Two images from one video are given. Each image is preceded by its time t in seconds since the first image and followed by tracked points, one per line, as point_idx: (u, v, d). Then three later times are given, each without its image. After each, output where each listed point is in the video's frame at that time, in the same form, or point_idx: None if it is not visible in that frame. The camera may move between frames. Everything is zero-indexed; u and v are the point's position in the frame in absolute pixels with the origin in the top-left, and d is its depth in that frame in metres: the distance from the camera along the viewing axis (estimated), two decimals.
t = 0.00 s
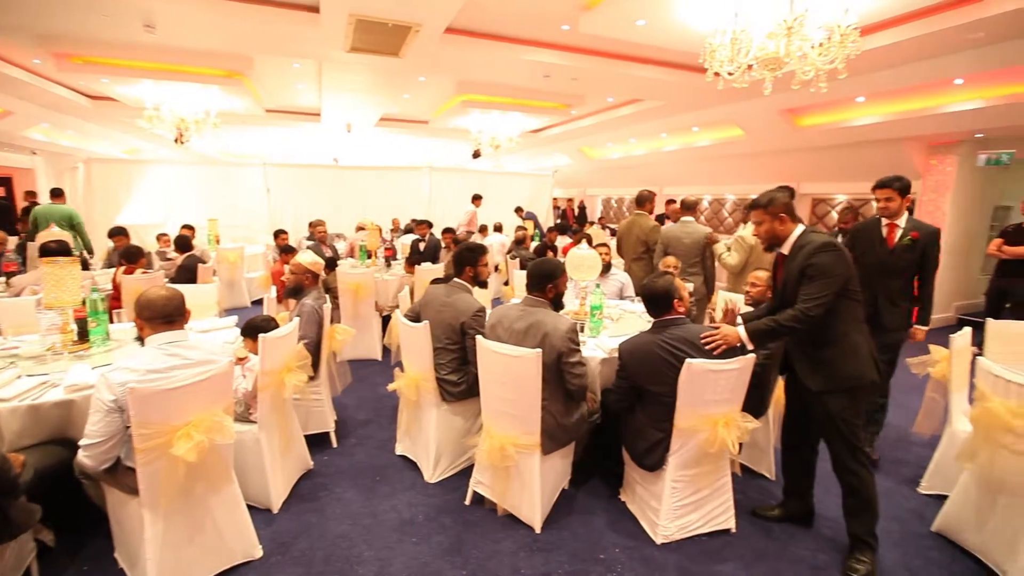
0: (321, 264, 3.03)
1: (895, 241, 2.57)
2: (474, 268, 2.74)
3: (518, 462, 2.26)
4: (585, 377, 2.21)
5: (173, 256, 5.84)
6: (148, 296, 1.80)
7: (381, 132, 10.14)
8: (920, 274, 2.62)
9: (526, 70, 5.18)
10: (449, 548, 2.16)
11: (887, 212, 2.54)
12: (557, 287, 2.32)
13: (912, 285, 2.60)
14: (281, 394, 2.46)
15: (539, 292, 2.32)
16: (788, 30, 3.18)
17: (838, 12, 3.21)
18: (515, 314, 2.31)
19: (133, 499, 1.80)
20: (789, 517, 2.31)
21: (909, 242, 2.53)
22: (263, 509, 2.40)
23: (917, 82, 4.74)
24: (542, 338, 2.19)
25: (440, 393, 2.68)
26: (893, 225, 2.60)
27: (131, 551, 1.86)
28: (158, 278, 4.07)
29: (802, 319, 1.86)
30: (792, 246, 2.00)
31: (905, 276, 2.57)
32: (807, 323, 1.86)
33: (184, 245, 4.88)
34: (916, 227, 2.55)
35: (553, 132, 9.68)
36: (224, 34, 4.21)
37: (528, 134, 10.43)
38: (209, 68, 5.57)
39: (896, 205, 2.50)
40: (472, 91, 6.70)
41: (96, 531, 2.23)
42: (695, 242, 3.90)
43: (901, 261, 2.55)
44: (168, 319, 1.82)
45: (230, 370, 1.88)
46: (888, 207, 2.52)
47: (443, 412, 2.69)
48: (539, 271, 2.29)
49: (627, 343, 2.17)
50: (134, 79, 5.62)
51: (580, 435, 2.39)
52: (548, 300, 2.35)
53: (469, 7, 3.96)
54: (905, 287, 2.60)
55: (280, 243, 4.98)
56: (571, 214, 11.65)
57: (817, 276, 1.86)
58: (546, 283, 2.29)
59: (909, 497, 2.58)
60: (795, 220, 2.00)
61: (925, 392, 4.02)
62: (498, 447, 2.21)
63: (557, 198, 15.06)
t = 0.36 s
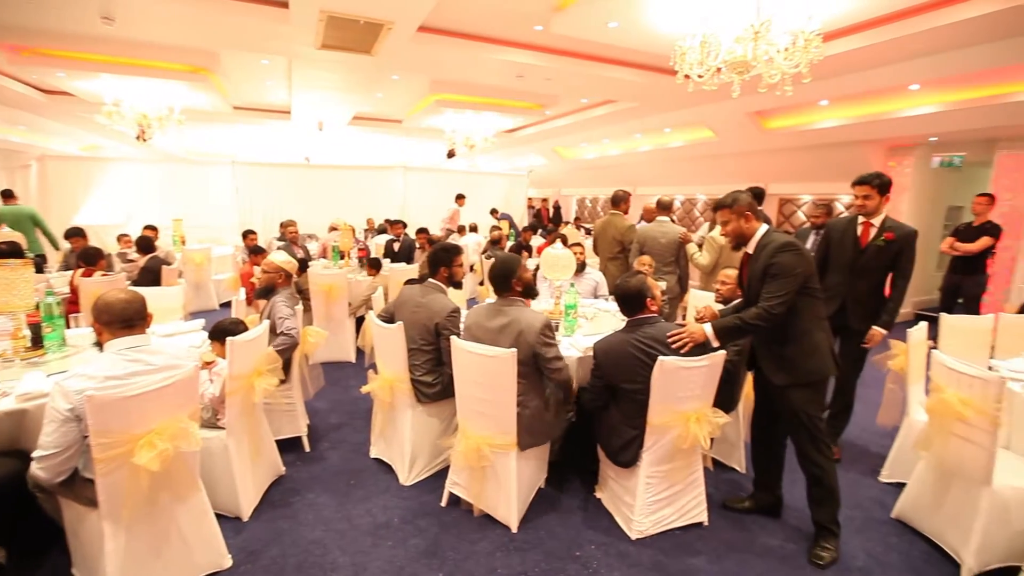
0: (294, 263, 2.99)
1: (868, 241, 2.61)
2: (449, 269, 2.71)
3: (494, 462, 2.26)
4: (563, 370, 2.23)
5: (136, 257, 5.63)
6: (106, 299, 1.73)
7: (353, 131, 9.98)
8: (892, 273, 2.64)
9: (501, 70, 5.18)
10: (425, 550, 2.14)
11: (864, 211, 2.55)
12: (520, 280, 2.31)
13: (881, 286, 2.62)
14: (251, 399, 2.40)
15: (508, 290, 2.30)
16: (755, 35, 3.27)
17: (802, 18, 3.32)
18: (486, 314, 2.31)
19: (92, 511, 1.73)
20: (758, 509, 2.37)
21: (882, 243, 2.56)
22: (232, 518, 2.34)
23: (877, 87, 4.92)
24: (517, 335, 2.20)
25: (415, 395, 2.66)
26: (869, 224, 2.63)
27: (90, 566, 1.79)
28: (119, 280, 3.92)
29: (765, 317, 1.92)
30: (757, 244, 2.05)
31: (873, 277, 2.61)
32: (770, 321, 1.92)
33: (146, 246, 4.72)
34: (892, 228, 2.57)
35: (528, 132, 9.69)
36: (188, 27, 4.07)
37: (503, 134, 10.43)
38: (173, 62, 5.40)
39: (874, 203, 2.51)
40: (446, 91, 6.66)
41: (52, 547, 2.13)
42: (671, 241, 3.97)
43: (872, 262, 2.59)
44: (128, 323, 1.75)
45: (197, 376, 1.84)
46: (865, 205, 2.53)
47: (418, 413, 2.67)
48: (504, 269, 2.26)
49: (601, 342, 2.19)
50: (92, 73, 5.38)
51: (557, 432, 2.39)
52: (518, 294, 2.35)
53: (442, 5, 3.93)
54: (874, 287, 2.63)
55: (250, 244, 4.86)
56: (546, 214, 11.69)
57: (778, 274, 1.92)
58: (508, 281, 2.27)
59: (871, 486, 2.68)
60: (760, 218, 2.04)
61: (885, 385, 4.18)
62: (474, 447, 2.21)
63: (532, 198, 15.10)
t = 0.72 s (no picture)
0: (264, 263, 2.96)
1: (837, 242, 2.65)
2: (423, 270, 2.69)
3: (470, 463, 2.25)
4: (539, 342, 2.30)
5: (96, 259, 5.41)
6: (61, 304, 1.66)
7: (324, 129, 9.80)
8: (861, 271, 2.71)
9: (474, 69, 5.17)
10: (401, 553, 2.12)
11: (828, 212, 2.61)
12: (488, 282, 2.32)
13: (852, 286, 2.65)
14: (219, 405, 2.32)
15: (471, 287, 2.30)
16: (723, 38, 3.35)
17: (767, 24, 3.41)
18: (452, 313, 2.27)
19: (49, 525, 1.66)
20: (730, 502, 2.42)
21: (851, 244, 2.60)
22: (200, 527, 2.27)
23: (839, 90, 5.09)
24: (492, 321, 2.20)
25: (389, 397, 2.64)
26: (837, 226, 2.66)
27: None
28: (76, 284, 3.76)
29: (729, 317, 1.98)
30: (729, 242, 2.09)
31: (843, 280, 2.65)
32: (733, 320, 1.98)
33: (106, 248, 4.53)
34: (859, 229, 2.62)
35: (503, 132, 9.68)
36: (149, 20, 3.93)
37: (477, 134, 10.40)
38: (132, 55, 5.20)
39: (838, 204, 2.57)
40: (419, 90, 6.60)
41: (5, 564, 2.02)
42: (648, 241, 4.02)
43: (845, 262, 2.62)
44: (86, 329, 1.69)
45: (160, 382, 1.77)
46: (829, 207, 2.58)
47: (393, 415, 2.65)
48: (470, 267, 2.28)
49: (577, 340, 2.20)
50: (46, 67, 5.15)
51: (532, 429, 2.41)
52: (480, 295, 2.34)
53: (414, 3, 3.89)
54: (844, 289, 2.67)
55: (217, 245, 4.72)
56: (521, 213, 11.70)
57: (744, 275, 1.97)
58: (474, 277, 2.29)
59: (835, 475, 2.78)
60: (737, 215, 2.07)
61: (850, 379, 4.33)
62: (450, 447, 2.20)
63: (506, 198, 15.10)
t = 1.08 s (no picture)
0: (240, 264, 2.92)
1: (812, 243, 2.67)
2: (406, 270, 2.67)
3: (455, 463, 2.24)
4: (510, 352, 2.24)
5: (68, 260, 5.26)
6: (28, 308, 1.64)
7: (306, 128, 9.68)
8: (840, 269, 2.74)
9: (458, 68, 5.15)
10: (386, 555, 2.10)
11: (798, 211, 2.65)
12: (458, 279, 2.32)
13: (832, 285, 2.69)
14: (197, 409, 2.28)
15: (442, 288, 2.32)
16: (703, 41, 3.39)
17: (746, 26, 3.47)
18: (422, 317, 2.30)
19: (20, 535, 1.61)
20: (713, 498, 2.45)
21: (827, 242, 2.62)
22: (179, 534, 2.23)
23: (816, 92, 5.19)
24: (458, 328, 2.19)
25: (373, 398, 2.61)
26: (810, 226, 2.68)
27: None
28: (47, 286, 3.65)
29: (703, 326, 1.91)
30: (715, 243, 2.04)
31: (824, 280, 2.67)
32: (707, 331, 1.91)
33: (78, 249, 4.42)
34: (833, 226, 2.65)
35: (486, 131, 9.67)
36: (122, 15, 3.83)
37: (461, 134, 10.37)
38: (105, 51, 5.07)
39: (806, 204, 2.61)
40: (402, 89, 6.56)
41: None
42: (634, 241, 4.06)
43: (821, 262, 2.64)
44: (54, 332, 1.67)
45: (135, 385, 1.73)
46: (798, 206, 2.63)
47: (378, 417, 2.62)
48: (440, 266, 2.29)
49: (560, 341, 2.21)
50: (14, 61, 4.99)
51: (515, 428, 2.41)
52: (453, 294, 2.35)
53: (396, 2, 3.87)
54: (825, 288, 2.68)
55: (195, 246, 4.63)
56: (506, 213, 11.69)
57: (723, 284, 1.90)
58: (444, 278, 2.29)
59: (814, 470, 2.83)
60: (726, 216, 2.03)
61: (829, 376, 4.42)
62: (434, 448, 2.19)
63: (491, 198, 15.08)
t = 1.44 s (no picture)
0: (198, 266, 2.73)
1: (789, 242, 2.69)
2: (388, 270, 2.65)
3: (439, 464, 2.23)
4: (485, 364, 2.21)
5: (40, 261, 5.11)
6: None
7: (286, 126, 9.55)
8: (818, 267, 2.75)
9: (441, 68, 5.14)
10: (370, 558, 2.09)
11: (775, 208, 2.70)
12: (439, 280, 2.34)
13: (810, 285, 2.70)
14: (174, 413, 2.24)
15: (424, 288, 2.31)
16: (684, 43, 3.43)
17: (726, 29, 3.52)
18: (401, 318, 2.31)
19: None
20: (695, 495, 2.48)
21: (803, 241, 2.65)
22: (156, 541, 2.18)
23: (794, 94, 5.29)
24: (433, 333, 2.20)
25: (356, 399, 2.59)
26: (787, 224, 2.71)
27: None
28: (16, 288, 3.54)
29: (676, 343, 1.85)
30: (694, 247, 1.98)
31: (801, 278, 2.68)
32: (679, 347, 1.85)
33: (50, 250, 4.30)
34: (810, 225, 2.67)
35: (470, 131, 9.65)
36: (94, 8, 3.73)
37: (445, 134, 10.34)
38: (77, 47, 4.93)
39: (782, 202, 2.65)
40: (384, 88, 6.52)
41: None
42: (616, 241, 4.10)
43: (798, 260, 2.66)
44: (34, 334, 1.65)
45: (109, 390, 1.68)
46: (774, 204, 2.67)
47: (361, 418, 2.60)
48: (423, 268, 2.30)
49: (544, 341, 2.22)
50: None
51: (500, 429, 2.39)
52: (435, 294, 2.35)
53: None
54: (803, 286, 2.70)
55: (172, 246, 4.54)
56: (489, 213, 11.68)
57: (696, 298, 1.82)
58: (426, 278, 2.29)
59: (794, 465, 2.89)
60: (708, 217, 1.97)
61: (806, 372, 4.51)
62: (419, 448, 2.17)
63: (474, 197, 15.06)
